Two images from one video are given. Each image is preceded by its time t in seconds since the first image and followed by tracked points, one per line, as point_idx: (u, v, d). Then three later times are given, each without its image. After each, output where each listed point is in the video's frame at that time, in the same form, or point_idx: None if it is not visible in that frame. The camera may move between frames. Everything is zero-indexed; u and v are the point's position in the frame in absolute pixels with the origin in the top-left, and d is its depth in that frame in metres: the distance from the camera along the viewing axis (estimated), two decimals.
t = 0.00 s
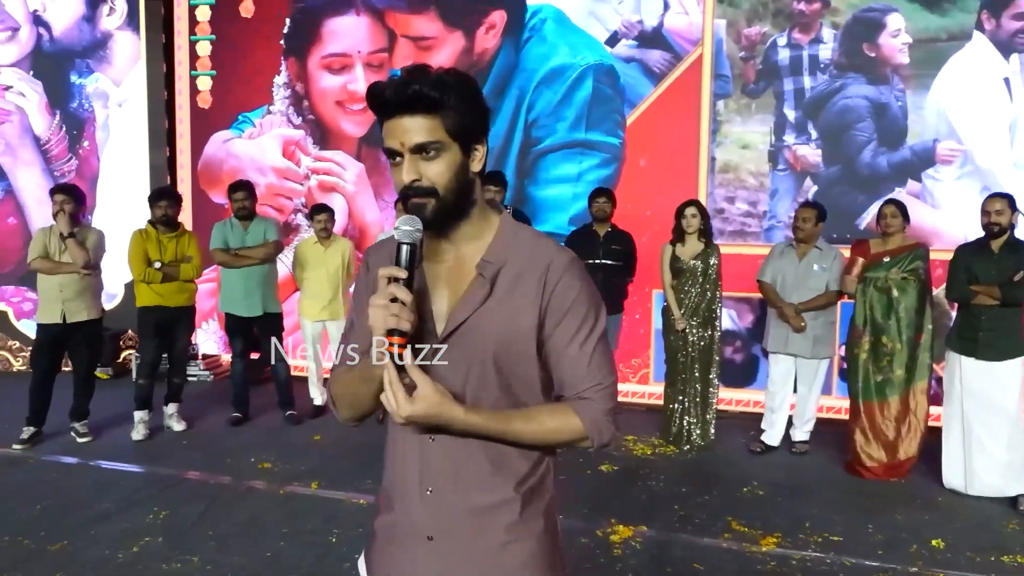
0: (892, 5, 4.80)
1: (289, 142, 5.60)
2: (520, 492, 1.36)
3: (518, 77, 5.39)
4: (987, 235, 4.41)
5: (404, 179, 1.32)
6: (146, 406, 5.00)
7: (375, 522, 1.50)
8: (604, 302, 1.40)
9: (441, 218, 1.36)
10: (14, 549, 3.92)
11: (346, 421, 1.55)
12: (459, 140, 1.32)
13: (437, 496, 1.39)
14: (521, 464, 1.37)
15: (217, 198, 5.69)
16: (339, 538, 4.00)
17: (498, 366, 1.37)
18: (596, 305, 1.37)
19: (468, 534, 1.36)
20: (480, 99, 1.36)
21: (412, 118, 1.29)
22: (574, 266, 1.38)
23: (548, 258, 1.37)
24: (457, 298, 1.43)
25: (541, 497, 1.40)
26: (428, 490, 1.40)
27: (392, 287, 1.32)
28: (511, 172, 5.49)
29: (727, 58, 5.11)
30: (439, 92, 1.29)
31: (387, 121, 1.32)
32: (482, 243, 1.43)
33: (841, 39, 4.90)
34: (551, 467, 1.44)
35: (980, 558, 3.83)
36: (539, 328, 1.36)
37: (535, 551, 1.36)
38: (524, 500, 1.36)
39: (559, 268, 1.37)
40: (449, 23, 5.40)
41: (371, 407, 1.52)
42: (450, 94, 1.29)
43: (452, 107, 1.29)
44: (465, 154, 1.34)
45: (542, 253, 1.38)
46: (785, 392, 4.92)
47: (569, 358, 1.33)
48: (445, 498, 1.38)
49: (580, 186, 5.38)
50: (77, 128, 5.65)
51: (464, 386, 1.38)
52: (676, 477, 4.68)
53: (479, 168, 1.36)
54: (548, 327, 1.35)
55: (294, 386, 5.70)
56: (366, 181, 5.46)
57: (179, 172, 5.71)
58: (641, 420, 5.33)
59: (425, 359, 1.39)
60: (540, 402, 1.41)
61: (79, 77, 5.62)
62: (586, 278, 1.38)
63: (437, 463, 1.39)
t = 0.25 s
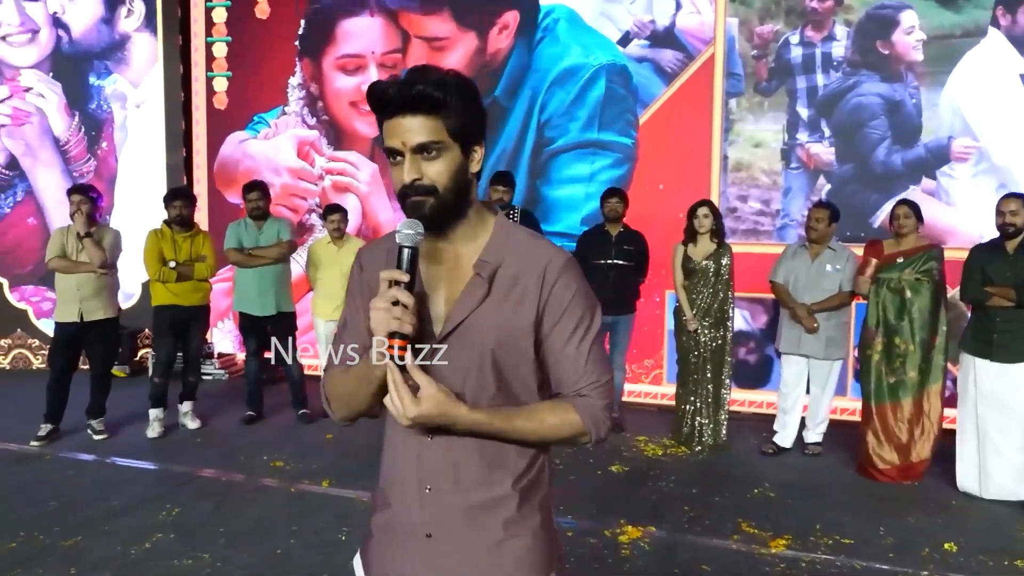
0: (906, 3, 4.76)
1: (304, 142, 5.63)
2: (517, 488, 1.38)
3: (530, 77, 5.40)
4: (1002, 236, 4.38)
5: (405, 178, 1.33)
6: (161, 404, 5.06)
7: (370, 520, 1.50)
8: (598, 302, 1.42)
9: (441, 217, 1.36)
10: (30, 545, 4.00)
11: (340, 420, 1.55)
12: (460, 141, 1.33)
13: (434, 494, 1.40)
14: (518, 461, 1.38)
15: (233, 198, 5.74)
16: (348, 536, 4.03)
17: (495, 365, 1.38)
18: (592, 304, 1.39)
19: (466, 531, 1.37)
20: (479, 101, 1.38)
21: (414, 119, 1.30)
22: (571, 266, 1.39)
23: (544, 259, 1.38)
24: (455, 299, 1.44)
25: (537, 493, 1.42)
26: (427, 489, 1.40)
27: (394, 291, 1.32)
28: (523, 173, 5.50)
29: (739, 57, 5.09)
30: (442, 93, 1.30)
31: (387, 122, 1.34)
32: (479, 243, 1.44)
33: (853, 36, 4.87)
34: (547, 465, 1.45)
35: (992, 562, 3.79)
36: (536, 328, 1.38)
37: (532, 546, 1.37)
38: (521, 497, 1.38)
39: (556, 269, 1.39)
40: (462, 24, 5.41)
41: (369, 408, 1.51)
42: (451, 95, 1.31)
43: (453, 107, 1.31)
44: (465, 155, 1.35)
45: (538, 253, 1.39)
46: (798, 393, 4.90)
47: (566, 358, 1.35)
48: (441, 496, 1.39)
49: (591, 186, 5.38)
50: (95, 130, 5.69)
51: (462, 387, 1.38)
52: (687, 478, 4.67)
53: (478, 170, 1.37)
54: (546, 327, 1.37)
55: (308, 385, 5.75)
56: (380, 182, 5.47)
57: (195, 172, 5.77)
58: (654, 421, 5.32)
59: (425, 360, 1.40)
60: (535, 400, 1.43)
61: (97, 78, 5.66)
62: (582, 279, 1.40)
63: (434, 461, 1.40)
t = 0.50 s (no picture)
0: None
1: (319, 143, 5.67)
2: (511, 484, 1.39)
3: (544, 76, 5.40)
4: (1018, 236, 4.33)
5: (401, 179, 1.35)
6: (177, 401, 5.12)
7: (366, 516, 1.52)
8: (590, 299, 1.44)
9: (435, 217, 1.38)
10: (46, 540, 4.07)
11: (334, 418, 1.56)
12: (454, 143, 1.35)
13: (430, 490, 1.42)
14: (512, 457, 1.40)
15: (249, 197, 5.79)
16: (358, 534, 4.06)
17: (489, 362, 1.40)
18: (584, 301, 1.41)
19: (461, 525, 1.39)
20: (472, 103, 1.40)
21: (410, 120, 1.32)
22: (563, 264, 1.41)
23: (537, 255, 1.39)
24: (449, 297, 1.46)
25: (531, 488, 1.43)
26: (423, 485, 1.42)
27: (390, 290, 1.33)
28: (536, 173, 5.52)
29: (735, 29, 5.10)
30: (438, 94, 1.32)
31: (382, 123, 1.35)
32: (471, 244, 1.47)
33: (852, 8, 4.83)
34: (539, 460, 1.47)
35: (1006, 567, 3.75)
36: (529, 324, 1.39)
37: (526, 541, 1.39)
38: (515, 492, 1.39)
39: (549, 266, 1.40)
40: (476, 24, 5.43)
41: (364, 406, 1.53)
42: (447, 96, 1.33)
43: (448, 109, 1.33)
44: (459, 156, 1.37)
45: (531, 250, 1.40)
46: (812, 394, 4.88)
47: (559, 355, 1.37)
48: (436, 492, 1.41)
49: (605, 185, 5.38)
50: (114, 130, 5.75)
51: (455, 384, 1.40)
52: (698, 479, 4.66)
53: (470, 171, 1.40)
54: (539, 323, 1.39)
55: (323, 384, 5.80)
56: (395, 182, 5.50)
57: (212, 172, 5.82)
58: (667, 422, 5.31)
59: (425, 360, 1.41)
60: (530, 396, 1.44)
61: (116, 79, 5.72)
62: (574, 275, 1.42)
63: (429, 459, 1.42)
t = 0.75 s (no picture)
0: None
1: (334, 143, 5.71)
2: (506, 481, 1.42)
3: (557, 77, 5.40)
4: None
5: (395, 180, 1.37)
6: (192, 400, 5.19)
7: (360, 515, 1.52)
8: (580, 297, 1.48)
9: (429, 218, 1.40)
10: (61, 536, 4.15)
11: (328, 415, 1.58)
12: (448, 145, 1.38)
13: (425, 487, 1.43)
14: (505, 454, 1.42)
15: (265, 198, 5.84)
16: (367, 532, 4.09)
17: (483, 359, 1.42)
18: (574, 298, 1.45)
19: (457, 522, 1.41)
20: (464, 106, 1.44)
21: (404, 123, 1.35)
22: (555, 262, 1.45)
23: (529, 253, 1.42)
24: (443, 294, 1.47)
25: (524, 483, 1.46)
26: (418, 481, 1.43)
27: (384, 288, 1.35)
28: (549, 173, 5.51)
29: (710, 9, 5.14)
30: (432, 98, 1.35)
31: (376, 125, 1.38)
32: (463, 243, 1.49)
33: None
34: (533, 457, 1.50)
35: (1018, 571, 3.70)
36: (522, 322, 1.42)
37: (520, 536, 1.42)
38: (509, 488, 1.42)
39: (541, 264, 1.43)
40: (490, 25, 5.44)
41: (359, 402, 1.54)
42: (441, 100, 1.36)
43: (442, 112, 1.36)
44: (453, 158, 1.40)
45: (522, 248, 1.43)
46: (824, 396, 4.86)
47: (552, 352, 1.41)
48: (431, 489, 1.42)
49: (619, 185, 5.38)
50: (133, 131, 5.82)
51: (449, 381, 1.42)
52: (709, 480, 4.64)
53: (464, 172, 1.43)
54: (531, 322, 1.42)
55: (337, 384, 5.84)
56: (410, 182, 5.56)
57: (229, 173, 5.87)
58: (680, 423, 5.30)
59: (425, 360, 1.42)
60: (524, 392, 1.47)
61: (135, 81, 5.79)
62: (564, 274, 1.46)
63: (423, 455, 1.43)
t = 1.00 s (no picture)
0: None
1: (350, 144, 5.72)
2: (496, 479, 1.45)
3: (571, 78, 5.40)
4: None
5: (387, 182, 1.40)
6: (209, 398, 5.25)
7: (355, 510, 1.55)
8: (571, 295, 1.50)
9: (421, 218, 1.43)
10: (78, 531, 4.22)
11: (323, 413, 1.60)
12: (440, 147, 1.40)
13: (418, 483, 1.46)
14: (496, 450, 1.46)
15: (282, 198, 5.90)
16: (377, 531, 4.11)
17: (474, 357, 1.44)
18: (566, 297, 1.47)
19: (449, 518, 1.44)
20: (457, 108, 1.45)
21: (395, 125, 1.37)
22: (545, 262, 1.46)
23: (519, 254, 1.44)
24: (433, 293, 1.48)
25: (515, 481, 1.49)
26: (410, 478, 1.46)
27: (374, 286, 1.37)
28: (564, 174, 5.51)
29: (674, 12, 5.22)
30: (423, 101, 1.37)
31: (369, 127, 1.41)
32: (454, 242, 1.50)
33: None
34: (526, 454, 1.52)
35: None
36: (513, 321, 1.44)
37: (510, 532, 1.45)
38: (499, 486, 1.45)
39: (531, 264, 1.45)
40: (505, 26, 5.45)
41: (352, 398, 1.57)
42: (432, 102, 1.38)
43: (433, 115, 1.38)
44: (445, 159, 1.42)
45: (512, 248, 1.45)
46: (839, 398, 4.83)
47: (542, 351, 1.43)
48: (423, 485, 1.45)
49: (633, 185, 5.38)
50: (153, 133, 5.89)
51: (441, 380, 1.44)
52: (721, 482, 4.62)
53: (456, 174, 1.45)
54: (522, 320, 1.44)
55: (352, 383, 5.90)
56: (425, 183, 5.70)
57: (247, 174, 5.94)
58: (694, 424, 5.28)
59: (425, 360, 1.44)
60: (515, 390, 1.49)
61: (155, 83, 5.85)
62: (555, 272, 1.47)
63: (415, 453, 1.46)
